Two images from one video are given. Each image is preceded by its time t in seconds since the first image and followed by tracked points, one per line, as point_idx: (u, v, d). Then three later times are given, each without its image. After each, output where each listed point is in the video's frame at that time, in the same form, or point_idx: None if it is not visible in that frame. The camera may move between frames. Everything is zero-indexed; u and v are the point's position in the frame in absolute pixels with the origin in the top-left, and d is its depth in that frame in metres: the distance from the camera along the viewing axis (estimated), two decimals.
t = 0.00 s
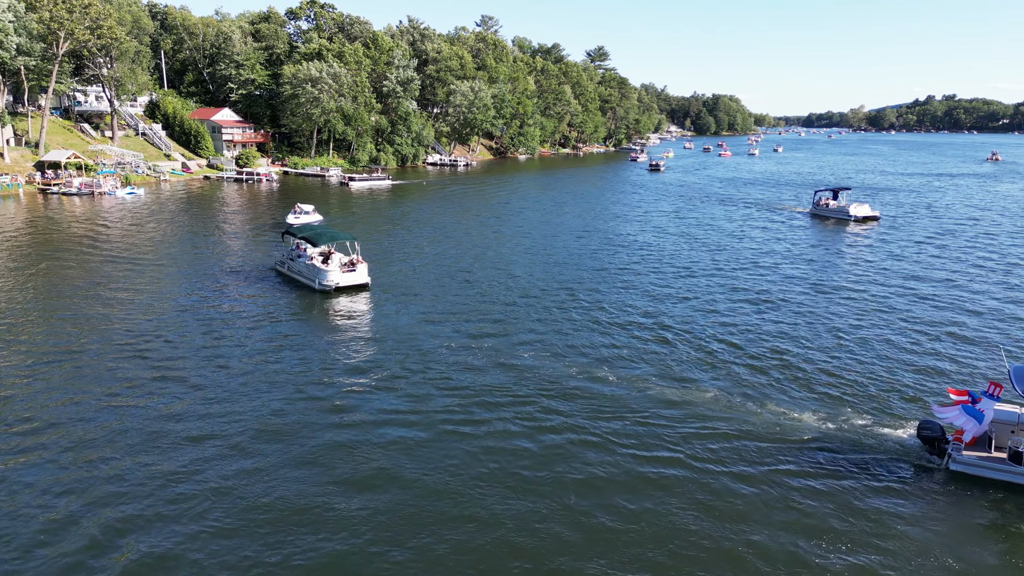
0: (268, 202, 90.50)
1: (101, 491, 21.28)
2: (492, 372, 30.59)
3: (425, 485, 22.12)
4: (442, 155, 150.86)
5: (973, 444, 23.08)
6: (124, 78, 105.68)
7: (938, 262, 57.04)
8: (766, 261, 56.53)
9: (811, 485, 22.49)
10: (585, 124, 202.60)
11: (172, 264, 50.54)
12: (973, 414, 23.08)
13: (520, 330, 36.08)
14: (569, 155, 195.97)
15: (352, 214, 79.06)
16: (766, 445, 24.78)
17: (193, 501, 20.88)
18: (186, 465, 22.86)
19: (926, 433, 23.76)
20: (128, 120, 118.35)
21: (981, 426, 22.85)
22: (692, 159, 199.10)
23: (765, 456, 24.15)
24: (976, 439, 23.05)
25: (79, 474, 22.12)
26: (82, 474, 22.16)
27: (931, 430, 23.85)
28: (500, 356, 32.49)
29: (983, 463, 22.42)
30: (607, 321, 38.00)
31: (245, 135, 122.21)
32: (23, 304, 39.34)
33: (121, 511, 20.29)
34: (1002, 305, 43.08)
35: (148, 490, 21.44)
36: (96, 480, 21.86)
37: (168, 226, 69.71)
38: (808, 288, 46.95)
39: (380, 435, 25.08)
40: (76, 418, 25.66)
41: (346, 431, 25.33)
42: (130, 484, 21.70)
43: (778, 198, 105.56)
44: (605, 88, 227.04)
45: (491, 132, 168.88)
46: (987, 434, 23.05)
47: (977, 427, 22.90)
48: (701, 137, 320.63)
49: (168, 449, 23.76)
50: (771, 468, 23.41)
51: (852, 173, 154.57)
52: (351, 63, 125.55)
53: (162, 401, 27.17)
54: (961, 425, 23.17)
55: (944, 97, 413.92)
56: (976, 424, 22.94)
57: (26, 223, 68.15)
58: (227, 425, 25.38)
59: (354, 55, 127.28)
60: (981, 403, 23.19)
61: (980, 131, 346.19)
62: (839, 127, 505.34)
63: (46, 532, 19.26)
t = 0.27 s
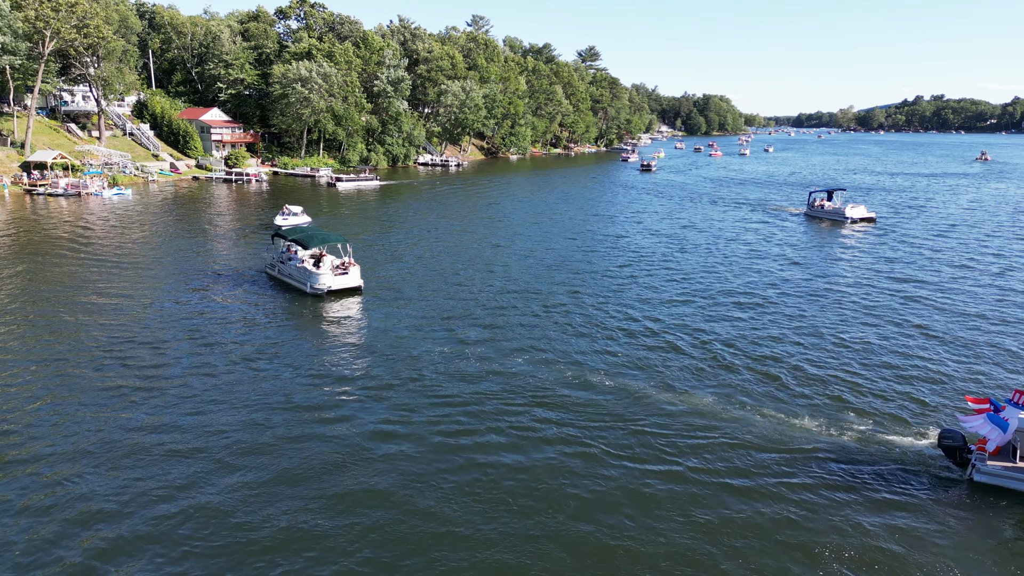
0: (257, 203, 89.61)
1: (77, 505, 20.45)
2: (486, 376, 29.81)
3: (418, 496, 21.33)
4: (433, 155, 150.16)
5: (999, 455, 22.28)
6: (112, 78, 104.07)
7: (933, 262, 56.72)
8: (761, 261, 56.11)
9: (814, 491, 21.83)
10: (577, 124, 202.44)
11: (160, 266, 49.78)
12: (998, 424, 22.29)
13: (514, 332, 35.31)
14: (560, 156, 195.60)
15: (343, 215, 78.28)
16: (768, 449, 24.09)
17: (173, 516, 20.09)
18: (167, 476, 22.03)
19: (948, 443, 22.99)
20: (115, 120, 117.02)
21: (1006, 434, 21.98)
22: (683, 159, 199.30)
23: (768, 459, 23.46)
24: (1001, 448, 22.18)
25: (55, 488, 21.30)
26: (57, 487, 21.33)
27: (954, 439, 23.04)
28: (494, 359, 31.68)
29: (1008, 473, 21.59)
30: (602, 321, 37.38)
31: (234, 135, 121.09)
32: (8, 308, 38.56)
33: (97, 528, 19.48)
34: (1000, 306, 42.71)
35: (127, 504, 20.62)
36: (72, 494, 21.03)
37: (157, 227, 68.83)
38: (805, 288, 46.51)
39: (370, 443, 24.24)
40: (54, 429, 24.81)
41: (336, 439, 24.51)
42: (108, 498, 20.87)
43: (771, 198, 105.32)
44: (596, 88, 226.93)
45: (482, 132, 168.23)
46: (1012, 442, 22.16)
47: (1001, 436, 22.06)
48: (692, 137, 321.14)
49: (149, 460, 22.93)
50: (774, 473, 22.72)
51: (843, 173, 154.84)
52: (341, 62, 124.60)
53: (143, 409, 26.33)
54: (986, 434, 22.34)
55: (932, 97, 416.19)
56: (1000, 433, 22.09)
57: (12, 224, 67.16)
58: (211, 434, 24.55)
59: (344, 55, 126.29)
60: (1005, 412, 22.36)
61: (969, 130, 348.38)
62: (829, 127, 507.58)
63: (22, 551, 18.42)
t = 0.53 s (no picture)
0: (247, 204, 88.84)
1: (56, 524, 19.71)
2: (482, 383, 29.10)
3: (412, 512, 20.63)
4: (425, 155, 149.46)
5: None
6: (101, 78, 102.99)
7: (930, 264, 56.39)
8: (758, 262, 55.70)
9: (820, 502, 21.23)
10: (569, 124, 202.20)
11: (148, 268, 49.05)
12: None
13: (509, 336, 34.65)
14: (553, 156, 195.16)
15: (335, 216, 77.56)
16: (771, 457, 23.47)
17: (157, 536, 19.39)
18: (150, 493, 21.28)
19: (972, 452, 22.19)
20: (104, 120, 115.83)
21: None
22: (676, 159, 199.30)
23: (771, 468, 22.84)
24: None
25: (33, 506, 20.54)
26: (40, 505, 20.59)
27: (978, 448, 22.17)
28: (489, 365, 30.98)
29: None
30: (599, 324, 36.80)
31: (225, 135, 120.06)
32: None
33: (77, 551, 18.76)
34: (1000, 309, 42.32)
35: (108, 523, 19.87)
36: (55, 512, 20.30)
37: (145, 228, 68.00)
38: (802, 290, 46.09)
39: (362, 457, 23.49)
40: (34, 442, 24.04)
41: (327, 451, 23.78)
42: (89, 516, 20.13)
43: (765, 198, 104.99)
44: (588, 88, 226.72)
45: (474, 132, 167.63)
46: None
47: None
48: (684, 137, 321.51)
49: (133, 475, 22.20)
50: (778, 482, 22.11)
51: (835, 173, 155.11)
52: (333, 62, 123.75)
53: (127, 421, 25.56)
54: (1012, 443, 21.21)
55: (922, 97, 418.18)
56: None
57: None
58: (197, 447, 23.80)
59: (336, 55, 125.40)
60: None
61: (958, 131, 350.27)
62: (819, 127, 509.51)
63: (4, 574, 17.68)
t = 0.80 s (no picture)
0: (240, 204, 88.10)
1: (34, 547, 18.74)
2: (481, 391, 28.35)
3: (410, 528, 19.83)
4: (419, 155, 148.77)
5: None
6: (91, 77, 102.27)
7: (930, 264, 56.02)
8: (757, 262, 55.35)
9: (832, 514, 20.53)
10: (563, 124, 201.84)
11: (139, 271, 48.36)
12: None
13: (509, 342, 33.87)
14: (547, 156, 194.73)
15: (327, 218, 76.83)
16: (780, 466, 22.80)
17: (141, 554, 18.58)
18: (136, 510, 20.41)
19: (1000, 463, 21.44)
20: (95, 120, 114.75)
21: None
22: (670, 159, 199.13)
23: (781, 479, 22.10)
24: None
25: (12, 522, 19.70)
26: (22, 519, 19.82)
27: (1006, 459, 21.45)
28: (488, 372, 30.22)
29: None
30: (600, 328, 36.20)
31: (217, 135, 119.09)
32: None
33: (55, 571, 17.90)
34: (1003, 309, 41.97)
35: (91, 544, 18.99)
36: (38, 527, 19.53)
37: (136, 230, 67.23)
38: (803, 290, 45.68)
39: (358, 469, 22.68)
40: (14, 456, 23.10)
41: (321, 465, 22.93)
42: (70, 536, 19.24)
43: (761, 198, 104.72)
44: (582, 88, 226.44)
45: (469, 132, 167.07)
46: None
47: None
48: (677, 137, 321.69)
49: (118, 490, 21.31)
50: (789, 492, 21.40)
51: (830, 173, 155.12)
52: (326, 61, 122.94)
53: (113, 433, 24.63)
54: None
55: (914, 97, 420.01)
56: None
57: None
58: (186, 461, 22.92)
59: (329, 54, 124.60)
60: None
61: (950, 131, 352.01)
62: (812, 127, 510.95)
63: None
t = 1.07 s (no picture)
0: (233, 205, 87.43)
1: (16, 566, 18.14)
2: (478, 399, 27.82)
3: (405, 545, 19.28)
4: (414, 155, 148.08)
5: None
6: (83, 77, 101.55)
7: (928, 266, 55.78)
8: (755, 263, 55.08)
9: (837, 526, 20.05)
10: (558, 124, 201.44)
11: (131, 274, 47.85)
12: None
13: (506, 347, 33.34)
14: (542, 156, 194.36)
15: (321, 219, 76.23)
16: (783, 476, 22.31)
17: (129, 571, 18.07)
18: (122, 526, 19.81)
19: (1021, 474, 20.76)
20: (86, 120, 113.81)
21: None
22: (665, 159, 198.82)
23: (784, 490, 21.62)
24: None
25: None
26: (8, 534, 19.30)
27: None
28: (485, 379, 29.69)
29: None
30: (599, 331, 35.79)
31: (210, 136, 118.27)
32: None
33: None
34: (1003, 311, 41.70)
35: (75, 563, 18.40)
36: (24, 543, 19.00)
37: (128, 231, 66.57)
38: (801, 292, 45.41)
39: (352, 481, 22.11)
40: None
41: (315, 475, 22.41)
42: (54, 554, 18.65)
43: (757, 199, 104.47)
44: (577, 88, 226.01)
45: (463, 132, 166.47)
46: None
47: None
48: (672, 137, 321.57)
49: (104, 505, 20.72)
50: (793, 504, 20.93)
51: (825, 173, 155.07)
52: (319, 61, 122.17)
53: (99, 444, 24.02)
54: None
55: (907, 97, 421.36)
56: None
57: None
58: (174, 474, 22.32)
59: (322, 54, 123.81)
60: None
61: (942, 131, 353.31)
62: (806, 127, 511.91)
63: None
